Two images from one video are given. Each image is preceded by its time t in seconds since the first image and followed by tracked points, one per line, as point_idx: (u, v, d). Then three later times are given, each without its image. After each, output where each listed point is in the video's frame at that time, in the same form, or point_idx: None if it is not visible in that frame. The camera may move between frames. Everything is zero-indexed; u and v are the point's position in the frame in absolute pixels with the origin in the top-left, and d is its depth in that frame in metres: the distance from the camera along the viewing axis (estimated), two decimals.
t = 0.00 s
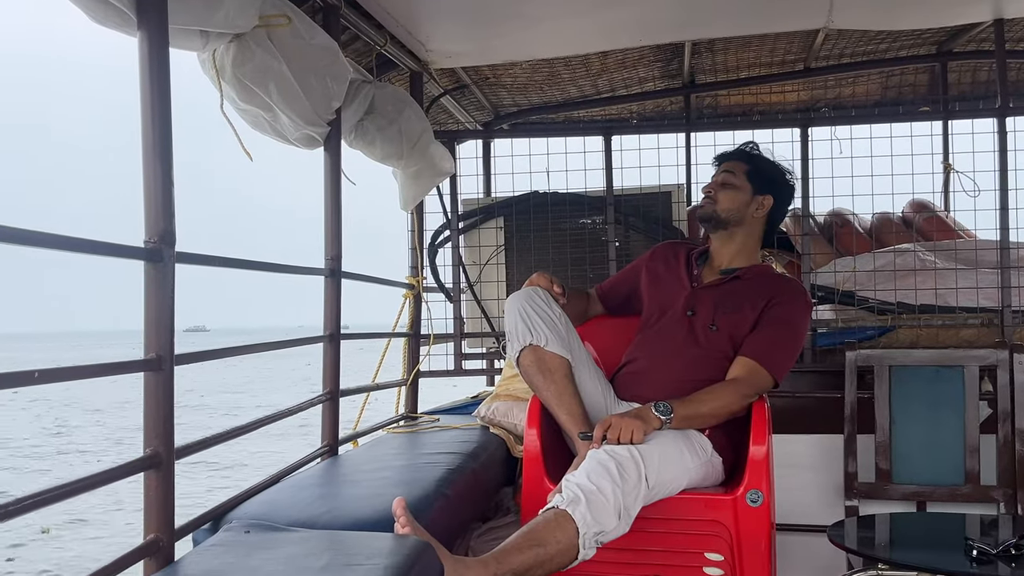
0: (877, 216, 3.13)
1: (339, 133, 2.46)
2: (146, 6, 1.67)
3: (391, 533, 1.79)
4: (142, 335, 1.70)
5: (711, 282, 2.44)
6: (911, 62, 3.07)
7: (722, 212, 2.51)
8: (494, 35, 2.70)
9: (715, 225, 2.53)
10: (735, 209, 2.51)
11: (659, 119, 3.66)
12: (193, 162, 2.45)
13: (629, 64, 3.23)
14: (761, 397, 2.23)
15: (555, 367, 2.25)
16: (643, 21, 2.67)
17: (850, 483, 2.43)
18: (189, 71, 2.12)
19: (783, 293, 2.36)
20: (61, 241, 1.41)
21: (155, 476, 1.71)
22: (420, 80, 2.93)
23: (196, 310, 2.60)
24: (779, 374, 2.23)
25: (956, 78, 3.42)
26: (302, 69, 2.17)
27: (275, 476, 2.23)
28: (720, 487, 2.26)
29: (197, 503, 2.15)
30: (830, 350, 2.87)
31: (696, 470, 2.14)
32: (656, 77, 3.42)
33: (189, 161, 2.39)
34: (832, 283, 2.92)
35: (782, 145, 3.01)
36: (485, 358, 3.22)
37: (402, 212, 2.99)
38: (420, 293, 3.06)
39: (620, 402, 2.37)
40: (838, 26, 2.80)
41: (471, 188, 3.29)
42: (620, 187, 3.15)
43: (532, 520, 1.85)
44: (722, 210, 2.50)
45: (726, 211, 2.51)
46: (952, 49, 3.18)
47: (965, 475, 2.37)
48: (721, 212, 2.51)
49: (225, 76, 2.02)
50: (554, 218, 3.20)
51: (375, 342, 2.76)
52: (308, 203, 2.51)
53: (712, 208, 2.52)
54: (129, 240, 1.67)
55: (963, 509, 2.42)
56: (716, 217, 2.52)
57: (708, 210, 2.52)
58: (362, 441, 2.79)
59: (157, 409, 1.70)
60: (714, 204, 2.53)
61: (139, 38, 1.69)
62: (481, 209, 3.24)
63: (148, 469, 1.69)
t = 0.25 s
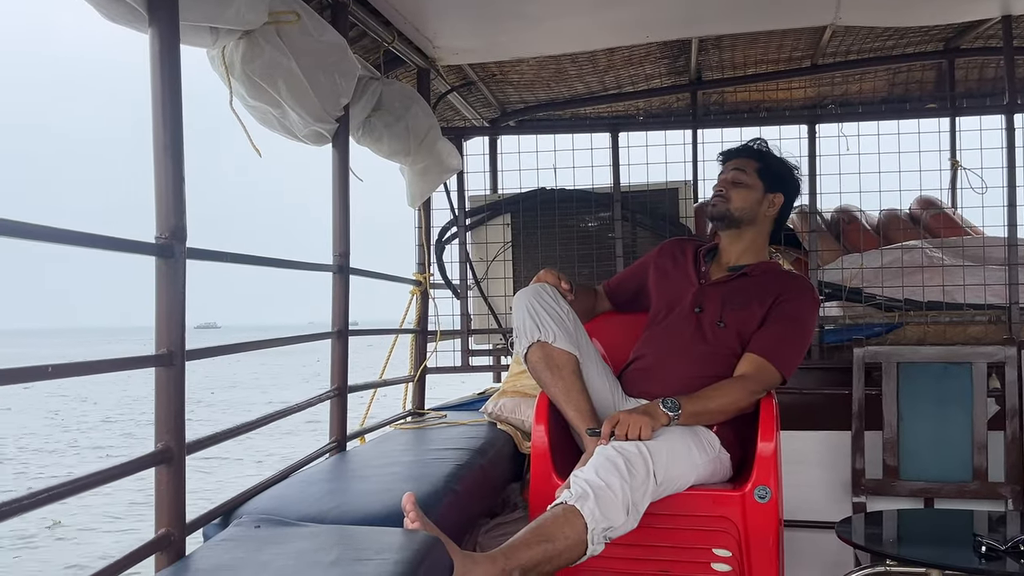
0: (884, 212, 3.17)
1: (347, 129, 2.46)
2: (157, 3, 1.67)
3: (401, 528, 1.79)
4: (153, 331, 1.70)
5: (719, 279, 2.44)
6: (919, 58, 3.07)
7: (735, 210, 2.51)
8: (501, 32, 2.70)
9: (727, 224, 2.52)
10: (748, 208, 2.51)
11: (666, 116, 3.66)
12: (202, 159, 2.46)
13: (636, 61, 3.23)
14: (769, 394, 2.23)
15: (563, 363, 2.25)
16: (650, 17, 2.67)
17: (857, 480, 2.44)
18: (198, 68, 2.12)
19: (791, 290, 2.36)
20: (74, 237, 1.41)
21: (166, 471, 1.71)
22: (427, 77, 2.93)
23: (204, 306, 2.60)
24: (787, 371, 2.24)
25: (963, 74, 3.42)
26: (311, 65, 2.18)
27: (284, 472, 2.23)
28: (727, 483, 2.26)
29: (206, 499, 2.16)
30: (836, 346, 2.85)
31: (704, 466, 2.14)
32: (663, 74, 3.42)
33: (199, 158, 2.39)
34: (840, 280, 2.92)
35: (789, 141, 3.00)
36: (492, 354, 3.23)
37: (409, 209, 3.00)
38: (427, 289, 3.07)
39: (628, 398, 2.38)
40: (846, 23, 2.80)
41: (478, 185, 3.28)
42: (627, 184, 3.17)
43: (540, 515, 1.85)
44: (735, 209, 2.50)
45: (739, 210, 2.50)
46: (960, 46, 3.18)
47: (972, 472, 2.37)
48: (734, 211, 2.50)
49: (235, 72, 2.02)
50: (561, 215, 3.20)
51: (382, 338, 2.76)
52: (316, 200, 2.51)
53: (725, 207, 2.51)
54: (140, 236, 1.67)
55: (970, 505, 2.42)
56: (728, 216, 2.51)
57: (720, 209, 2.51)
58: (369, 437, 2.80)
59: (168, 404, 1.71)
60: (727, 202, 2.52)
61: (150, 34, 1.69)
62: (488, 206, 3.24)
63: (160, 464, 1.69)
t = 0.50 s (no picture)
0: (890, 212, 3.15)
1: (354, 127, 2.46)
2: None
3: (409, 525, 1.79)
4: (162, 327, 1.70)
5: (727, 277, 2.44)
6: (925, 56, 3.07)
7: (756, 212, 2.49)
8: (507, 29, 2.70)
9: (748, 225, 2.49)
10: (767, 209, 2.51)
11: (672, 113, 3.66)
12: (209, 156, 2.47)
13: (641, 58, 3.23)
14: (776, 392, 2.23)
15: (570, 361, 2.25)
16: (656, 14, 2.67)
17: (864, 478, 2.43)
18: (205, 65, 2.12)
19: (798, 288, 2.36)
20: (84, 234, 1.41)
21: (174, 467, 1.71)
22: (433, 74, 2.93)
23: (211, 303, 2.61)
24: (794, 369, 2.23)
25: (970, 72, 3.41)
26: (318, 62, 2.17)
27: (291, 468, 2.23)
28: (734, 481, 2.26)
29: (214, 496, 2.16)
30: (843, 344, 2.85)
31: (712, 464, 2.14)
32: (669, 71, 3.43)
33: (205, 155, 2.39)
34: (846, 278, 2.96)
35: (796, 139, 2.97)
36: (497, 352, 3.23)
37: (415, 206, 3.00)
38: (433, 287, 3.05)
39: (635, 397, 2.37)
40: (852, 20, 2.79)
41: (483, 182, 3.28)
42: (634, 181, 3.17)
43: (547, 513, 1.85)
44: (758, 211, 2.48)
45: (761, 211, 2.49)
46: (966, 43, 3.17)
47: (980, 470, 2.37)
48: (756, 212, 2.49)
49: (241, 70, 2.02)
50: (567, 212, 3.20)
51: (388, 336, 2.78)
52: (323, 197, 2.52)
53: (747, 208, 2.48)
54: (148, 233, 1.67)
55: (977, 504, 2.41)
56: (751, 217, 2.49)
57: (743, 210, 2.48)
58: (375, 434, 2.80)
59: (176, 400, 1.71)
60: (749, 203, 2.49)
61: (159, 32, 1.69)
62: (493, 203, 3.23)
63: (168, 460, 1.69)
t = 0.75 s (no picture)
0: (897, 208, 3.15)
1: (360, 123, 2.47)
2: None
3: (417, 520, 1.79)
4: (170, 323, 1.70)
5: (733, 274, 2.44)
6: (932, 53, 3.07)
7: (772, 211, 2.48)
8: (514, 25, 2.70)
9: (764, 224, 2.49)
10: (782, 208, 2.51)
11: (677, 110, 3.66)
12: (216, 151, 2.47)
13: (647, 55, 3.23)
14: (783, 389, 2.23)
15: (577, 357, 2.25)
16: (664, 11, 2.66)
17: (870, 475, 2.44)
18: (213, 61, 2.12)
19: (805, 285, 2.36)
20: (95, 229, 1.41)
21: (183, 462, 1.71)
22: (439, 70, 2.93)
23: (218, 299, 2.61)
24: (801, 365, 2.23)
25: (977, 69, 3.41)
26: (326, 58, 2.17)
27: (298, 464, 2.23)
28: (740, 477, 2.26)
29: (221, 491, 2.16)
30: (849, 342, 2.84)
31: (718, 461, 2.14)
32: (675, 68, 3.42)
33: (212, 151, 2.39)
34: (852, 275, 2.95)
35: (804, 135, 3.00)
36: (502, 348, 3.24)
37: (421, 202, 3.01)
38: (438, 283, 3.09)
39: (641, 392, 2.38)
40: (859, 17, 2.79)
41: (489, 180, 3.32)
42: (640, 178, 3.16)
43: (554, 509, 1.85)
44: (774, 210, 2.48)
45: (776, 210, 2.49)
46: (973, 40, 3.17)
47: (985, 467, 2.37)
48: (772, 212, 2.48)
49: (249, 65, 2.01)
50: (572, 209, 3.20)
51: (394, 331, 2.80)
52: (329, 193, 2.52)
53: (764, 207, 2.47)
54: (157, 228, 1.67)
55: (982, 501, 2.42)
56: (767, 216, 2.48)
57: (760, 209, 2.47)
58: (381, 430, 2.80)
59: (185, 395, 1.71)
60: (765, 203, 2.48)
61: (169, 28, 1.69)
62: (499, 199, 3.24)
63: (177, 455, 1.69)
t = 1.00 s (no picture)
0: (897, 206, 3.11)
1: (361, 118, 2.48)
2: None
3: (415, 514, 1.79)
4: (169, 316, 1.70)
5: (734, 269, 2.44)
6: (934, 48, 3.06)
7: (776, 207, 2.48)
8: (514, 20, 2.69)
9: (769, 220, 2.49)
10: (785, 204, 2.51)
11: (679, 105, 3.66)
12: (218, 146, 2.48)
13: (649, 50, 3.22)
14: (783, 384, 2.23)
15: (577, 352, 2.25)
16: (665, 6, 2.65)
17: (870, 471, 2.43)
18: (213, 55, 2.12)
19: (806, 280, 2.36)
20: (92, 222, 1.41)
21: (181, 456, 1.71)
22: (440, 65, 2.93)
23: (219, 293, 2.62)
24: (801, 361, 2.23)
25: (979, 65, 3.40)
26: (326, 52, 2.17)
27: (298, 458, 2.24)
28: (741, 473, 2.26)
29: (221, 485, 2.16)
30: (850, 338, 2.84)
31: (718, 456, 2.14)
32: (677, 63, 3.42)
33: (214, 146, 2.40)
34: (853, 271, 2.92)
35: (804, 131, 2.93)
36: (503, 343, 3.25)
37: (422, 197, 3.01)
38: (439, 278, 3.12)
39: (641, 387, 2.38)
40: (861, 12, 2.78)
41: (491, 173, 3.30)
42: (640, 173, 3.16)
43: (553, 503, 1.86)
44: (778, 207, 2.48)
45: (779, 207, 2.49)
46: (976, 36, 3.16)
47: (986, 463, 2.37)
48: (775, 208, 2.48)
49: (249, 58, 2.01)
50: (574, 204, 3.19)
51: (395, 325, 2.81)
52: (330, 187, 2.52)
53: (768, 204, 2.47)
54: (156, 221, 1.67)
55: (983, 497, 2.41)
56: (771, 213, 2.48)
57: (764, 206, 2.47)
58: (381, 425, 2.81)
59: (184, 388, 1.71)
60: (769, 199, 2.48)
61: (168, 22, 1.69)
62: (500, 194, 3.24)
63: (176, 448, 1.70)
